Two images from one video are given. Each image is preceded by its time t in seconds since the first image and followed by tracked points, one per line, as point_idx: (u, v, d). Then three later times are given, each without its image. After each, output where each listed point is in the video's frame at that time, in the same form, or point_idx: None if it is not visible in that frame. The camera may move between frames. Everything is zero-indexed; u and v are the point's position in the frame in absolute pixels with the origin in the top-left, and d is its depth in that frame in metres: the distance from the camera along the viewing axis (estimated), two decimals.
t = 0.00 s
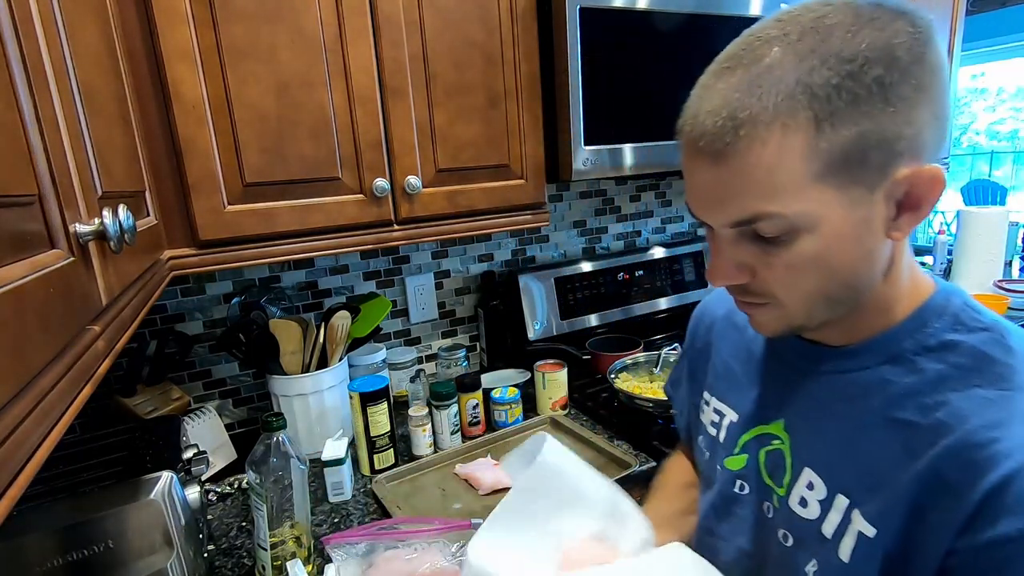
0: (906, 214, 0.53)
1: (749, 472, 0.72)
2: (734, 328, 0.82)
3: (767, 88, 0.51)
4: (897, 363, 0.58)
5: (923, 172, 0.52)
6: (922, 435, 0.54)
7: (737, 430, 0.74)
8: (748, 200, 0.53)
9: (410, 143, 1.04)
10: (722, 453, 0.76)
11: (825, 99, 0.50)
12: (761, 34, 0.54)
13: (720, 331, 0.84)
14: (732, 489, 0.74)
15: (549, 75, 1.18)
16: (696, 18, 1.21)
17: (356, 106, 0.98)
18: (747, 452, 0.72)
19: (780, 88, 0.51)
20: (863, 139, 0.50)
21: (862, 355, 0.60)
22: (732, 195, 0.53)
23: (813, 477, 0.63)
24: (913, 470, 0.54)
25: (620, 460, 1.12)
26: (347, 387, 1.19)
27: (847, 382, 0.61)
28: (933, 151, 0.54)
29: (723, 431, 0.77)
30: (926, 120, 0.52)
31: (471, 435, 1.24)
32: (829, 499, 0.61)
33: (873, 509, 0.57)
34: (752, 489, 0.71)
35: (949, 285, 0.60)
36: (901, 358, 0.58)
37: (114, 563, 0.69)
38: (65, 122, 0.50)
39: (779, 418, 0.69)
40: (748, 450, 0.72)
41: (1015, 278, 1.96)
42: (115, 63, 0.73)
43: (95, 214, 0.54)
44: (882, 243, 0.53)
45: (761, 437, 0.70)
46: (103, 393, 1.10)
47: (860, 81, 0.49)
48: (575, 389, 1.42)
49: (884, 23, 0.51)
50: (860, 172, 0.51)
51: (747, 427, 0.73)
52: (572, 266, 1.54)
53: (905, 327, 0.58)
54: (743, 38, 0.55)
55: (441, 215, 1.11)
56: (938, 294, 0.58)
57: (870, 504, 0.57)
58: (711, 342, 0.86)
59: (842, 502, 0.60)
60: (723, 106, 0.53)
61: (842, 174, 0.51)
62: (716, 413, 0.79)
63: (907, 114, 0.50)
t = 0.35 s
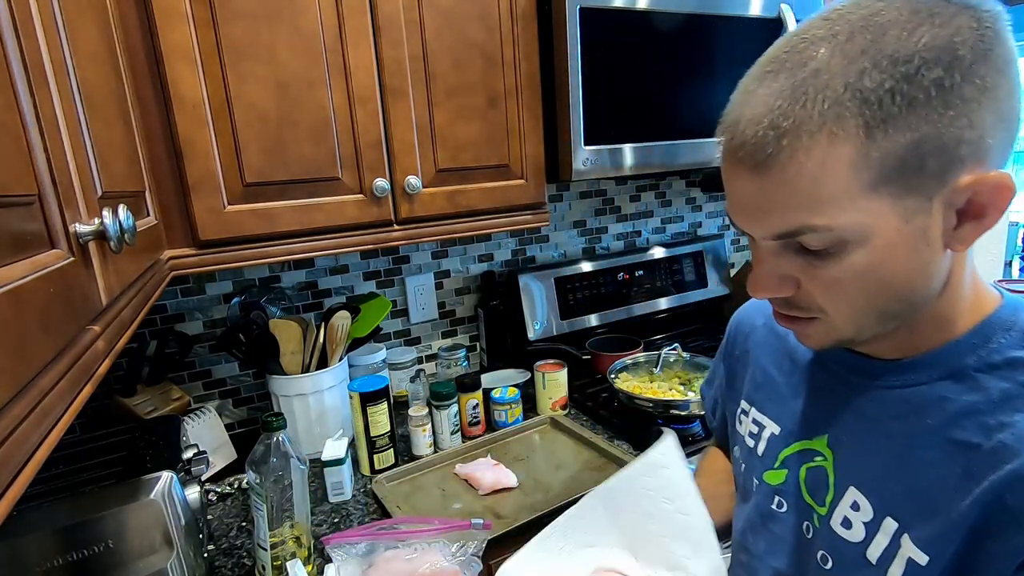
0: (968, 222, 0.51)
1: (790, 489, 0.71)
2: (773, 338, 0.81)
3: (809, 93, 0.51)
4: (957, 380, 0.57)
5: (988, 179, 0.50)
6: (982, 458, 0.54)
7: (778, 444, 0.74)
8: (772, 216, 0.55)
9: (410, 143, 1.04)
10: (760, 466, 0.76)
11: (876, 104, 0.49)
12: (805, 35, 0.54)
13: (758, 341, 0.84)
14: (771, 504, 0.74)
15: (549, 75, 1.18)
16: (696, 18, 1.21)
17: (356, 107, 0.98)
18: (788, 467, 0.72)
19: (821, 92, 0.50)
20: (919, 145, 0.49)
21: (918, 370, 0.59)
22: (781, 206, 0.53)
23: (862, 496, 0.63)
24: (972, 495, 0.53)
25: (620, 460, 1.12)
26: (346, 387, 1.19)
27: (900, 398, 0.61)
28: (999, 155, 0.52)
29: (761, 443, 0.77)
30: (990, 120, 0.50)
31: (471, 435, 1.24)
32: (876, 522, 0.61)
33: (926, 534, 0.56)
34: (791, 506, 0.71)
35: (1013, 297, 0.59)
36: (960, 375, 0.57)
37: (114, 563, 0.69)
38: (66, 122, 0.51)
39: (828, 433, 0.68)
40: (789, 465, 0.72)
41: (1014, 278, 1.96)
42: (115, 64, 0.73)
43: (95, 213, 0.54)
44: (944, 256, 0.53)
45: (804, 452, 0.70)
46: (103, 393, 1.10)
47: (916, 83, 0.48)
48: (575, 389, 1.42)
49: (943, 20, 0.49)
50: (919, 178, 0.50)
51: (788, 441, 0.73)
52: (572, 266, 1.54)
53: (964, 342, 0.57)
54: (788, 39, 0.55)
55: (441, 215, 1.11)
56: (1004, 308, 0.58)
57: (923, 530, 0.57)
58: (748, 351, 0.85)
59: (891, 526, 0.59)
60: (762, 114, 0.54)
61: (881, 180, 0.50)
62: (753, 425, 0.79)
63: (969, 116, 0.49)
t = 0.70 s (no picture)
0: (971, 226, 0.51)
1: (797, 489, 0.71)
2: (784, 337, 0.80)
3: (804, 92, 0.52)
4: (970, 383, 0.57)
5: (988, 184, 0.49)
6: (991, 461, 0.54)
7: (784, 444, 0.73)
8: (770, 213, 0.55)
9: (410, 142, 1.03)
10: (765, 466, 0.76)
11: (869, 106, 0.49)
12: (812, 33, 0.54)
13: (768, 339, 0.83)
14: (779, 504, 0.74)
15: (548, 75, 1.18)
16: (696, 18, 1.21)
17: (356, 107, 0.98)
18: (794, 467, 0.72)
19: (816, 93, 0.51)
20: (913, 147, 0.49)
21: (930, 373, 0.59)
22: (775, 204, 0.54)
23: (868, 497, 0.63)
24: (980, 497, 0.53)
25: (620, 460, 1.12)
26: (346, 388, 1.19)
27: (911, 400, 0.61)
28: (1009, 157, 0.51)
29: (766, 443, 0.76)
30: (997, 122, 0.49)
31: (471, 435, 1.24)
32: (881, 524, 0.61)
33: (931, 536, 0.57)
34: (800, 507, 0.71)
35: None
36: (973, 379, 0.57)
37: (113, 563, 0.69)
38: (66, 122, 0.51)
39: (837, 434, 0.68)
40: (795, 465, 0.72)
41: (1014, 278, 1.96)
42: (115, 64, 0.73)
43: (95, 213, 0.54)
44: (941, 259, 0.52)
45: (811, 453, 0.70)
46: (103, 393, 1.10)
47: (913, 85, 0.48)
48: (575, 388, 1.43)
49: (951, 19, 0.49)
50: (917, 180, 0.50)
51: (794, 442, 0.73)
52: (572, 266, 1.54)
53: (977, 346, 0.57)
54: (796, 37, 0.55)
55: (441, 215, 1.11)
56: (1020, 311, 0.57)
57: (928, 532, 0.57)
58: (758, 349, 0.84)
59: (897, 529, 0.59)
60: (758, 113, 0.54)
61: (888, 180, 0.50)
62: (756, 424, 0.79)
63: (969, 118, 0.49)
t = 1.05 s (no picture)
0: (932, 224, 0.51)
1: (768, 481, 0.72)
2: (764, 332, 0.82)
3: (764, 98, 0.52)
4: (927, 377, 0.56)
5: (946, 182, 0.49)
6: (942, 453, 0.54)
7: (761, 436, 0.74)
8: (740, 211, 0.55)
9: (410, 142, 1.03)
10: (743, 458, 0.77)
11: (826, 108, 0.49)
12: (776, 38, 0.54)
13: (749, 334, 0.84)
14: (752, 495, 0.75)
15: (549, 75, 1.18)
16: (696, 18, 1.21)
17: (357, 107, 0.98)
18: (768, 459, 0.73)
19: (774, 99, 0.51)
20: (871, 148, 0.49)
21: (892, 368, 0.59)
22: (739, 206, 0.55)
23: (830, 490, 0.63)
24: (932, 489, 0.53)
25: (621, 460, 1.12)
26: (346, 388, 1.19)
27: (875, 393, 0.60)
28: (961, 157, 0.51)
29: (744, 435, 0.77)
30: (952, 123, 0.49)
31: (471, 435, 1.24)
32: (844, 516, 0.61)
33: (889, 530, 0.56)
34: (770, 498, 0.72)
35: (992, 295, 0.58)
36: (932, 373, 0.56)
37: (114, 563, 0.69)
38: (66, 122, 0.51)
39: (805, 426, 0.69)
40: (769, 457, 0.73)
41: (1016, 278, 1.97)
42: (115, 64, 0.73)
43: (95, 213, 0.54)
44: (903, 257, 0.52)
45: (783, 447, 0.71)
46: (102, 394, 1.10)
47: (868, 87, 0.48)
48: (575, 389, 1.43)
49: (905, 24, 0.49)
50: (875, 180, 0.50)
51: (769, 434, 0.74)
52: (572, 266, 1.54)
53: (937, 342, 0.56)
54: (760, 42, 0.55)
55: (441, 215, 1.11)
56: (979, 307, 0.56)
57: (885, 525, 0.57)
58: (740, 345, 0.86)
59: (858, 521, 0.59)
60: (727, 115, 0.54)
61: (849, 181, 0.50)
62: (737, 417, 0.80)
63: (924, 119, 0.48)
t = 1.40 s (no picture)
0: (923, 233, 0.51)
1: (745, 477, 0.74)
2: (746, 331, 0.83)
3: (756, 103, 0.51)
4: (905, 390, 0.57)
5: (940, 191, 0.49)
6: (919, 470, 0.54)
7: (739, 434, 0.75)
8: (726, 218, 0.54)
9: (410, 143, 1.03)
10: (722, 453, 0.78)
11: (823, 115, 0.49)
12: (767, 40, 0.53)
13: (732, 331, 0.85)
14: (730, 490, 0.77)
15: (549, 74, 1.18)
16: (696, 18, 1.21)
17: (357, 107, 0.98)
18: (746, 456, 0.74)
19: (771, 104, 0.50)
20: (868, 155, 0.49)
21: (871, 377, 0.59)
22: (728, 212, 0.54)
23: (804, 494, 0.64)
24: (908, 507, 0.54)
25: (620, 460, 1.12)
26: (346, 388, 1.19)
27: (849, 402, 0.61)
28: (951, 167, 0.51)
29: (724, 431, 0.79)
30: (947, 132, 0.49)
31: (471, 435, 1.24)
32: (817, 520, 0.62)
33: (863, 539, 0.57)
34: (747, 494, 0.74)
35: (975, 308, 0.58)
36: (910, 385, 0.56)
37: (115, 563, 0.69)
38: (66, 122, 0.51)
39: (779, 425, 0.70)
40: (747, 454, 0.74)
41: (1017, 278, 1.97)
42: (115, 63, 0.73)
43: (95, 213, 0.54)
44: (894, 266, 0.52)
45: (761, 445, 0.72)
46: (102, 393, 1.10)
47: (867, 94, 0.48)
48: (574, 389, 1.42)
49: (901, 28, 0.49)
50: (870, 189, 0.49)
51: (747, 432, 0.75)
52: (572, 266, 1.54)
53: (915, 354, 0.56)
54: (752, 42, 0.54)
55: (441, 215, 1.11)
56: (959, 321, 0.56)
57: (857, 532, 0.58)
58: (723, 342, 0.87)
59: (830, 526, 0.60)
60: (718, 121, 0.53)
61: (844, 189, 0.50)
62: (718, 412, 0.81)
63: (922, 128, 0.48)
